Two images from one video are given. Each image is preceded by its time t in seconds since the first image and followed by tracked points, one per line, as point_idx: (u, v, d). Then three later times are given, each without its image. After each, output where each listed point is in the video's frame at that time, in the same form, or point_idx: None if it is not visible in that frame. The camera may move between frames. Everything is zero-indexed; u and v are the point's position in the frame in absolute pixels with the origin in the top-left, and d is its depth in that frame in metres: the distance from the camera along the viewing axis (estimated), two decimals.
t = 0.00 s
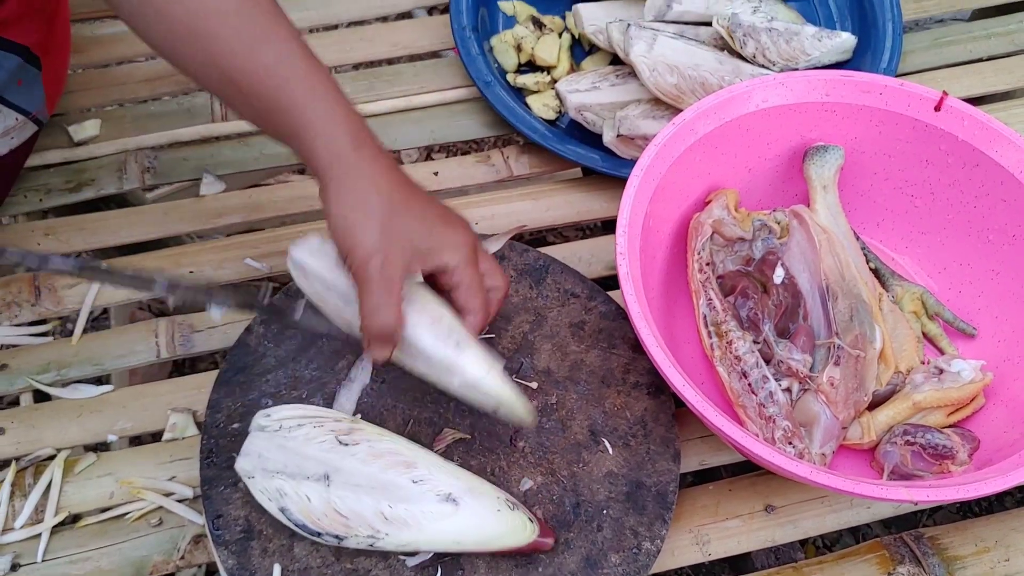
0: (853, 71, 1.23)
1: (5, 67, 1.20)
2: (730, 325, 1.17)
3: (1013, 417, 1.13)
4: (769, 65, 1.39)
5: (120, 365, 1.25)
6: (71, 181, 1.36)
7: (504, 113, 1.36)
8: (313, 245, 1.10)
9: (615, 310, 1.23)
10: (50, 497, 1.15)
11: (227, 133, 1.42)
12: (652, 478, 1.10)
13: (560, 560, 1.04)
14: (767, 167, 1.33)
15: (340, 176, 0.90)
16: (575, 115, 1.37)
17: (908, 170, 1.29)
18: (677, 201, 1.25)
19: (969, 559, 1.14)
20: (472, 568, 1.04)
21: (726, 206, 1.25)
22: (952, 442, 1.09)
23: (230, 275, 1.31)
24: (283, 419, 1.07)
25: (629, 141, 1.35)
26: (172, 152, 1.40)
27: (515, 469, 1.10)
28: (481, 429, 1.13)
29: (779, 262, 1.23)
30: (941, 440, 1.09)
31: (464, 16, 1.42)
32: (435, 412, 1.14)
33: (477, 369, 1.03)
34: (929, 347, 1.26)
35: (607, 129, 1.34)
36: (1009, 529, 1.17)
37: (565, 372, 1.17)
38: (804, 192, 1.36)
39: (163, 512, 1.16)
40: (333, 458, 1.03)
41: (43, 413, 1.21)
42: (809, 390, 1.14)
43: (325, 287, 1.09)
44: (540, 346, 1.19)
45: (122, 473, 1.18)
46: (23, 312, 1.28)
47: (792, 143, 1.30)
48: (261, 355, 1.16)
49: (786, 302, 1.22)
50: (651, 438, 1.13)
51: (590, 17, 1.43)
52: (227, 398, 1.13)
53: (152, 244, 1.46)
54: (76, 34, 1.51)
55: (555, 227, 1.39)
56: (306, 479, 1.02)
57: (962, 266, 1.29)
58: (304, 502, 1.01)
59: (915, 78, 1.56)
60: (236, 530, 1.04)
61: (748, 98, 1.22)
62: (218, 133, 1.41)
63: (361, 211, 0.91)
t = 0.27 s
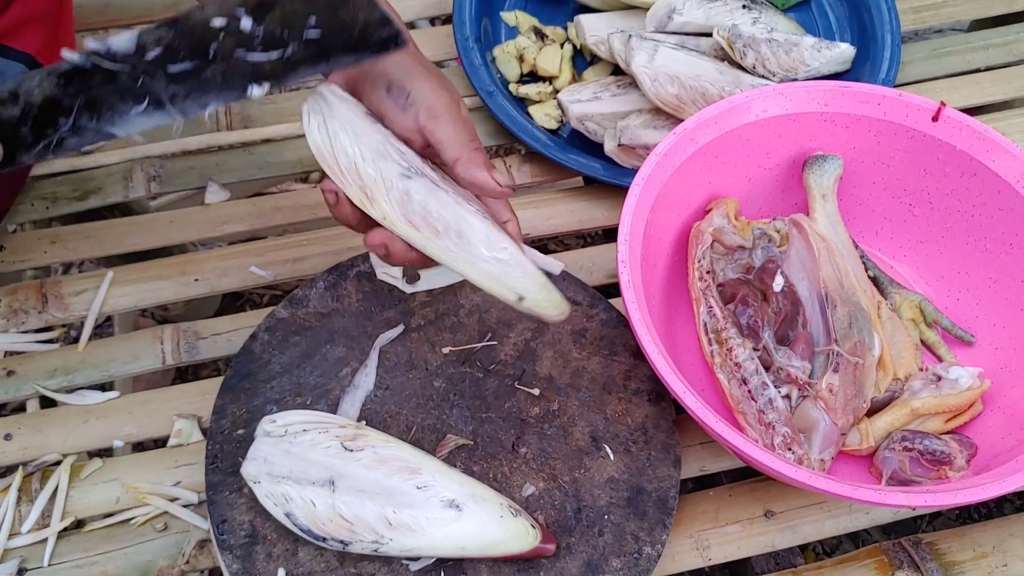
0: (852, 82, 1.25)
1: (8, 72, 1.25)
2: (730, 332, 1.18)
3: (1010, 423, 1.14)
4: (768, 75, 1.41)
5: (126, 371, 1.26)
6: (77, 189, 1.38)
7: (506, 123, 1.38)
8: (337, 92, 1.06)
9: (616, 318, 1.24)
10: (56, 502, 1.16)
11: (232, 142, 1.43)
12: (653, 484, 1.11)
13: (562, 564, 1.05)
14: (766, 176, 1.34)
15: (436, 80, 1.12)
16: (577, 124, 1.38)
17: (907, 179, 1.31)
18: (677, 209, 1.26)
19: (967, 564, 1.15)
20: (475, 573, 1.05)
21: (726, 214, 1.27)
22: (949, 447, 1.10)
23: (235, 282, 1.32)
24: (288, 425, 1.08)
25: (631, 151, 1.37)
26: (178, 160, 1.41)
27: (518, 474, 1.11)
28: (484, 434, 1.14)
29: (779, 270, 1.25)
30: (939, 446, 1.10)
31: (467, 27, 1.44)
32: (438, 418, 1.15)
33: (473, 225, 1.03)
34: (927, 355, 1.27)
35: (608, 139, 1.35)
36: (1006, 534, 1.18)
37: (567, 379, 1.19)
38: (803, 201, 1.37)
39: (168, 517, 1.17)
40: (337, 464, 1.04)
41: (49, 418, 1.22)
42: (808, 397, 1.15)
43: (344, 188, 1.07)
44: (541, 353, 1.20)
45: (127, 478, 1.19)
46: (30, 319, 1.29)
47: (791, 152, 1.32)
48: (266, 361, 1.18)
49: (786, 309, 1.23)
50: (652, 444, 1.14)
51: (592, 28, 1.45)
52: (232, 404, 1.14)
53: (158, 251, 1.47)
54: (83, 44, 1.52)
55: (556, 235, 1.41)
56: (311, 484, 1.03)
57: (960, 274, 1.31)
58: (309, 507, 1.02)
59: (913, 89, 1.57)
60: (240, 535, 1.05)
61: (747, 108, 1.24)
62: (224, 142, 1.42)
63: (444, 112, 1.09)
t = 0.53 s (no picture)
0: (848, 92, 1.26)
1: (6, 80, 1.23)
2: (728, 339, 1.19)
3: (1006, 429, 1.15)
4: (766, 85, 1.42)
5: (128, 378, 1.27)
6: (80, 198, 1.39)
7: (506, 131, 1.40)
8: (315, 87, 0.99)
9: (614, 325, 1.25)
10: (58, 507, 1.17)
11: (234, 150, 1.45)
12: (651, 490, 1.12)
13: (560, 570, 1.06)
14: (764, 184, 1.36)
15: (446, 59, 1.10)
16: (575, 133, 1.40)
17: (903, 187, 1.32)
18: (676, 217, 1.27)
19: (965, 569, 1.15)
20: None
21: (723, 222, 1.28)
22: (945, 453, 1.11)
23: (236, 289, 1.33)
24: (289, 429, 1.09)
25: (629, 159, 1.38)
26: (180, 169, 1.43)
27: (517, 480, 1.12)
28: (483, 440, 1.15)
29: (776, 277, 1.26)
30: (935, 452, 1.11)
31: (467, 37, 1.45)
32: (437, 424, 1.16)
33: (439, 207, 0.96)
34: (924, 361, 1.28)
35: (607, 147, 1.37)
36: (1004, 540, 1.18)
37: (566, 385, 1.19)
38: (800, 209, 1.38)
39: (169, 523, 1.17)
40: (337, 468, 1.05)
41: (51, 424, 1.23)
42: (806, 403, 1.16)
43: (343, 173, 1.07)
44: (540, 360, 1.21)
45: (129, 484, 1.19)
46: (33, 326, 1.30)
47: (788, 161, 1.33)
48: (267, 368, 1.19)
49: (784, 316, 1.24)
50: (650, 450, 1.15)
51: (590, 37, 1.46)
52: (232, 410, 1.15)
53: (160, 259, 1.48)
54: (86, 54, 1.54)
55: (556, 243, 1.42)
56: (311, 489, 1.04)
57: (956, 281, 1.32)
58: (309, 511, 1.03)
59: (909, 98, 1.59)
60: (241, 540, 1.06)
61: (745, 117, 1.25)
62: (226, 150, 1.44)
63: (449, 90, 1.07)
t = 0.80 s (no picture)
0: (844, 95, 1.26)
1: None
2: (724, 342, 1.19)
3: (1002, 432, 1.15)
4: (761, 88, 1.42)
5: (122, 382, 1.26)
6: (76, 202, 1.39)
7: (501, 135, 1.40)
8: (303, 86, 1.00)
9: (610, 328, 1.25)
10: (51, 512, 1.16)
11: (230, 154, 1.45)
12: (647, 493, 1.12)
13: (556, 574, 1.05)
14: (759, 188, 1.36)
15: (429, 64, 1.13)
16: (572, 136, 1.40)
17: (898, 190, 1.32)
18: (671, 221, 1.28)
19: (961, 573, 1.15)
20: None
21: (719, 225, 1.27)
22: (941, 456, 1.11)
23: (231, 293, 1.33)
24: (284, 433, 1.08)
25: (625, 162, 1.37)
26: (176, 173, 1.43)
27: (512, 483, 1.11)
28: (478, 443, 1.14)
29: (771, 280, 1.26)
30: (931, 454, 1.11)
31: (463, 41, 1.45)
32: (432, 428, 1.15)
33: (421, 210, 0.97)
34: (920, 364, 1.28)
35: (602, 151, 1.37)
36: (1000, 543, 1.18)
37: (561, 389, 1.19)
38: (796, 212, 1.38)
39: (163, 527, 1.16)
40: (331, 472, 1.05)
41: (45, 429, 1.23)
42: (801, 406, 1.16)
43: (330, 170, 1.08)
44: (536, 364, 1.21)
45: (123, 488, 1.19)
46: (28, 330, 1.30)
47: (784, 164, 1.33)
48: (261, 371, 1.18)
49: (779, 319, 1.24)
50: (646, 454, 1.14)
51: (586, 41, 1.46)
52: (226, 414, 1.15)
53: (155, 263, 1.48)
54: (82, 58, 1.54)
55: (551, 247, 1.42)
56: (305, 492, 1.04)
57: (953, 284, 1.32)
58: (303, 515, 1.02)
59: (905, 102, 1.59)
60: (235, 544, 1.05)
61: (740, 121, 1.25)
62: (222, 155, 1.44)
63: (431, 94, 1.10)
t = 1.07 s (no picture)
0: (836, 98, 1.27)
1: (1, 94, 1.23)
2: (717, 344, 1.19)
3: (995, 433, 1.15)
4: (754, 92, 1.43)
5: (118, 385, 1.27)
6: (72, 207, 1.40)
7: (496, 139, 1.40)
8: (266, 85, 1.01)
9: (604, 331, 1.25)
10: (46, 515, 1.16)
11: (226, 159, 1.45)
12: (641, 495, 1.12)
13: None
14: (752, 191, 1.36)
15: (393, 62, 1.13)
16: (565, 140, 1.41)
17: (890, 193, 1.33)
18: (664, 224, 1.28)
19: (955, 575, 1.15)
20: None
21: (713, 228, 1.29)
22: (934, 458, 1.11)
23: (227, 297, 1.34)
24: (278, 435, 1.09)
25: (619, 166, 1.37)
26: (172, 178, 1.43)
27: (506, 485, 1.12)
28: (472, 446, 1.15)
29: (765, 283, 1.27)
30: (924, 456, 1.11)
31: (458, 45, 1.46)
32: (426, 431, 1.16)
33: (381, 212, 1.01)
34: (914, 367, 1.28)
35: (596, 154, 1.37)
36: (994, 545, 1.18)
37: (555, 391, 1.19)
38: (789, 215, 1.39)
39: (159, 530, 1.17)
40: (326, 474, 1.05)
41: (41, 432, 1.23)
42: (795, 409, 1.16)
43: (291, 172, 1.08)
44: (530, 366, 1.21)
45: (119, 492, 1.19)
46: (24, 334, 1.30)
47: (777, 167, 1.34)
48: (256, 374, 1.19)
49: (773, 321, 1.24)
50: (640, 456, 1.15)
51: (580, 46, 1.47)
52: (222, 417, 1.15)
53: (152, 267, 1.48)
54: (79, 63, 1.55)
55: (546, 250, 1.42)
56: (299, 495, 1.04)
57: (946, 287, 1.32)
58: (298, 517, 1.03)
59: (899, 105, 1.59)
60: (230, 546, 1.06)
61: (733, 123, 1.26)
62: (217, 159, 1.44)
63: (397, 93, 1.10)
